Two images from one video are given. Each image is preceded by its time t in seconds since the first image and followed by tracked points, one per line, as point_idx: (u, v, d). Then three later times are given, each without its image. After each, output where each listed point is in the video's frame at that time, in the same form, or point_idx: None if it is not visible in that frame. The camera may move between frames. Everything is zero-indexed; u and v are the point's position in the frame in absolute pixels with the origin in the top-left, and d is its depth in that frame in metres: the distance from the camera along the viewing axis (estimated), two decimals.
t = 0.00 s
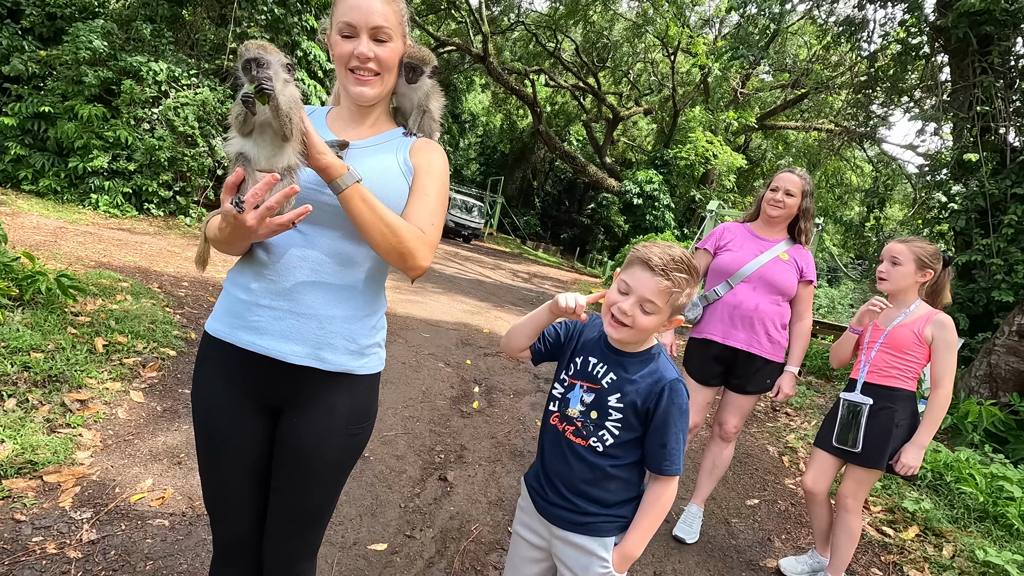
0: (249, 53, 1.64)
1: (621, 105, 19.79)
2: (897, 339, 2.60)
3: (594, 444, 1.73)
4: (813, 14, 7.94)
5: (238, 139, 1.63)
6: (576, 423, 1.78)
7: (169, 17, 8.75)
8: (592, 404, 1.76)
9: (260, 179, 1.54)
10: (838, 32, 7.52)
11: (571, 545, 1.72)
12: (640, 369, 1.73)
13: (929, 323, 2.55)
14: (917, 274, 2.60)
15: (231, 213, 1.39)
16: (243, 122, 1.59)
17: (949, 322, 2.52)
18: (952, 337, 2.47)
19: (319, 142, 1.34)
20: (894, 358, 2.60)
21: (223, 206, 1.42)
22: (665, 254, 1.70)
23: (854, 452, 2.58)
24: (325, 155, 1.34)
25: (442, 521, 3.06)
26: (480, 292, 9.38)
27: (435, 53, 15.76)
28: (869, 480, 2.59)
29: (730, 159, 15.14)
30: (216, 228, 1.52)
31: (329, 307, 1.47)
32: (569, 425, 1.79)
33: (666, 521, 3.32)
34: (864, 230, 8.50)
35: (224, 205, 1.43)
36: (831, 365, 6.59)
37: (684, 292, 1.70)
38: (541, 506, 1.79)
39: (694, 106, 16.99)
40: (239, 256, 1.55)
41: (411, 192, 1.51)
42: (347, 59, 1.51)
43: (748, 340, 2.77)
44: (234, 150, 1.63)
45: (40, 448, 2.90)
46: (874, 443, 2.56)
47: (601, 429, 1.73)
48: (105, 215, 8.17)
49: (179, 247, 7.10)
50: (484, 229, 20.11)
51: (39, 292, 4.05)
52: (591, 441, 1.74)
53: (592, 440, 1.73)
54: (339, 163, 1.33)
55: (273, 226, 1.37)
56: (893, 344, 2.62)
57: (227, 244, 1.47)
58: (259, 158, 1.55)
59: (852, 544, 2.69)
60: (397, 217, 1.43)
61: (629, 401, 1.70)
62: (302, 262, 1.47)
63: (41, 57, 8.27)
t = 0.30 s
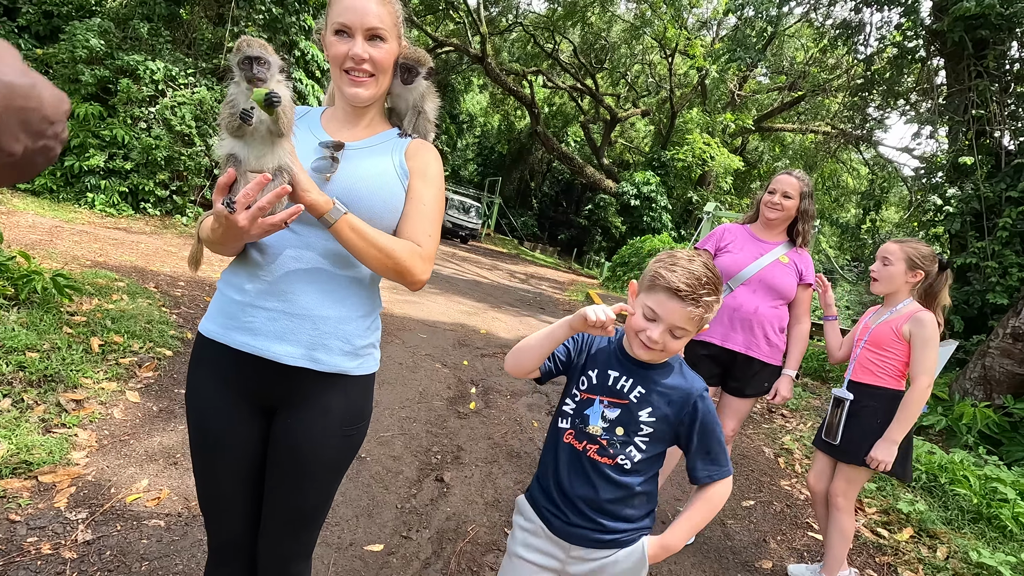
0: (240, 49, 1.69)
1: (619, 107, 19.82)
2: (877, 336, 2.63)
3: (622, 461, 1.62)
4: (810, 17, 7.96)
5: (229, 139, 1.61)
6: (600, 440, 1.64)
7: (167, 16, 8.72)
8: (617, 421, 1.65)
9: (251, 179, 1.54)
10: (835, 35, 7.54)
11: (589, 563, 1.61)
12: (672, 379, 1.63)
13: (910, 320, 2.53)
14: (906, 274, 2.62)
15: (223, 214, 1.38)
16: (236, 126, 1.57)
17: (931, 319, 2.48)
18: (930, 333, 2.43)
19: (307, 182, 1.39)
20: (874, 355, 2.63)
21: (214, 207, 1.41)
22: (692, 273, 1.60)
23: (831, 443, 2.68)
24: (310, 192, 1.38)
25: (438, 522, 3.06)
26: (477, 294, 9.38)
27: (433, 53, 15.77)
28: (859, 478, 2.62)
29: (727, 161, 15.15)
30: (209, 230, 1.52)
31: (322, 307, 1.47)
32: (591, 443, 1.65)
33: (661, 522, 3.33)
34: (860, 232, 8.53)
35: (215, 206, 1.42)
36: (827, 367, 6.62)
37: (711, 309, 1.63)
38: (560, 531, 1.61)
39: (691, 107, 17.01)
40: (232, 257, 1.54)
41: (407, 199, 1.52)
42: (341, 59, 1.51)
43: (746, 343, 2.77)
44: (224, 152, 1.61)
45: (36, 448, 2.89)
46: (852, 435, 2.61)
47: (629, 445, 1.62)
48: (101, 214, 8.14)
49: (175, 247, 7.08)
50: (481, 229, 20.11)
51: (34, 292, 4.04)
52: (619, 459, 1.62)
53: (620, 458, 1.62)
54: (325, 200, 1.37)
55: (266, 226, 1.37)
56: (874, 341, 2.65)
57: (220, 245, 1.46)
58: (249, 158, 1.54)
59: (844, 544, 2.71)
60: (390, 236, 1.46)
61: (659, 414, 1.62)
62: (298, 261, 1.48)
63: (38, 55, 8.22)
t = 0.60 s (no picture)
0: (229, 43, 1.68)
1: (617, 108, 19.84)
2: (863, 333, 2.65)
3: (637, 484, 1.54)
4: (808, 19, 7.98)
5: (220, 136, 1.62)
6: (612, 466, 1.55)
7: (165, 14, 8.69)
8: (625, 440, 1.56)
9: (243, 175, 1.55)
10: (833, 37, 7.55)
11: None
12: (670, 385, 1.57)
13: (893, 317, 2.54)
14: (889, 270, 2.69)
15: (214, 210, 1.38)
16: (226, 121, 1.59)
17: (913, 316, 2.48)
18: (908, 329, 2.44)
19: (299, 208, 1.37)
20: (861, 351, 2.64)
21: (206, 204, 1.40)
22: (657, 277, 1.49)
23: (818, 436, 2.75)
24: (297, 211, 1.36)
25: (435, 522, 3.05)
26: (475, 294, 9.37)
27: (432, 54, 15.76)
28: (853, 477, 2.62)
29: (725, 163, 15.18)
30: (200, 227, 1.51)
31: (314, 306, 1.47)
32: (601, 470, 1.55)
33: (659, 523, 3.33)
34: (857, 234, 8.55)
35: (207, 202, 1.41)
36: (824, 369, 6.63)
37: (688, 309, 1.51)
38: (576, 567, 1.51)
39: (689, 109, 17.03)
40: (224, 255, 1.54)
41: (402, 202, 1.51)
42: (336, 56, 1.50)
43: (746, 347, 2.76)
44: (216, 147, 1.62)
45: (31, 447, 2.87)
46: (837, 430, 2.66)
47: (642, 464, 1.55)
48: (98, 213, 8.11)
49: (172, 246, 7.05)
50: (479, 230, 20.10)
51: (30, 290, 4.01)
52: (634, 481, 1.54)
53: (636, 481, 1.54)
54: (315, 225, 1.36)
55: (258, 223, 1.36)
56: (861, 338, 2.65)
57: (211, 242, 1.46)
58: (241, 153, 1.56)
59: (840, 543, 2.70)
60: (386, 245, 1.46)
61: (668, 426, 1.56)
62: (289, 259, 1.48)
63: (34, 53, 8.19)
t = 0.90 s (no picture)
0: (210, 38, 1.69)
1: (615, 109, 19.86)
2: (856, 334, 2.64)
3: (643, 536, 1.42)
4: (805, 21, 7.99)
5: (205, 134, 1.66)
6: (613, 520, 1.42)
7: (162, 13, 8.65)
8: (626, 487, 1.43)
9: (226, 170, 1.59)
10: (830, 39, 7.57)
11: None
12: (667, 414, 1.42)
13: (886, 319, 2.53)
14: (886, 272, 2.67)
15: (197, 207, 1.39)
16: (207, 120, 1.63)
17: (907, 318, 2.47)
18: (901, 332, 2.43)
19: (299, 229, 1.33)
20: (853, 352, 2.64)
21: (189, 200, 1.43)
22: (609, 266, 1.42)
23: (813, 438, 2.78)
24: (299, 240, 1.33)
25: (433, 524, 3.05)
26: (472, 294, 9.36)
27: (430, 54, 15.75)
28: (849, 479, 2.62)
29: (723, 164, 15.20)
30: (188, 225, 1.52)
31: (304, 308, 1.47)
32: (602, 529, 1.42)
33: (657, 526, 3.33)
34: (855, 235, 8.56)
35: (189, 199, 1.44)
36: (821, 370, 6.64)
37: (645, 299, 1.40)
38: None
39: (687, 110, 17.06)
40: (217, 253, 1.55)
41: (397, 204, 1.51)
42: (329, 54, 1.50)
43: (751, 361, 2.72)
44: (201, 143, 1.66)
45: (26, 448, 2.86)
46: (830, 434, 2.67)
47: (648, 512, 1.43)
48: (94, 212, 8.08)
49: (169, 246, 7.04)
50: (477, 230, 20.08)
51: (26, 290, 3.99)
52: (641, 534, 1.42)
53: (644, 532, 1.42)
54: (316, 246, 1.34)
55: (240, 220, 1.37)
56: (854, 339, 2.65)
57: (199, 240, 1.47)
58: (226, 150, 1.59)
59: (837, 546, 2.69)
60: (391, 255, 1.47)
61: (672, 464, 1.42)
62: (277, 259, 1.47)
63: (31, 51, 8.16)
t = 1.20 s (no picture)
0: (217, 62, 1.72)
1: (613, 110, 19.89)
2: (858, 338, 2.67)
3: None
4: (804, 23, 8.00)
5: (204, 146, 1.72)
6: None
7: (161, 13, 8.62)
8: (649, 551, 1.30)
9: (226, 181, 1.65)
10: (828, 42, 7.59)
11: None
12: (712, 476, 1.26)
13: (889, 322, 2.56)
14: (892, 279, 2.64)
15: (196, 215, 1.41)
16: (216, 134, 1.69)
17: (909, 320, 2.51)
18: (908, 333, 2.47)
19: (322, 152, 1.32)
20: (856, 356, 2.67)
21: (188, 209, 1.44)
22: (668, 282, 1.32)
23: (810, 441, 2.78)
24: (323, 165, 1.31)
25: (431, 525, 3.05)
26: (471, 295, 9.37)
27: (429, 54, 15.75)
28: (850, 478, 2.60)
29: (721, 165, 15.23)
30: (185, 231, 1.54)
31: (300, 310, 1.47)
32: None
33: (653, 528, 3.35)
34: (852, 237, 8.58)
35: (189, 208, 1.46)
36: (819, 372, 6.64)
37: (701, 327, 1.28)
38: None
39: (685, 111, 17.09)
40: (212, 258, 1.55)
41: (392, 198, 1.49)
42: (326, 56, 1.50)
43: (755, 372, 2.70)
44: (198, 153, 1.72)
45: (23, 449, 2.85)
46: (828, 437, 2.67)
47: None
48: (92, 212, 8.07)
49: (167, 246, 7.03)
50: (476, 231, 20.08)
51: (24, 291, 3.98)
52: None
53: None
54: (335, 176, 1.31)
55: (239, 231, 1.38)
56: (856, 343, 2.68)
57: (196, 246, 1.48)
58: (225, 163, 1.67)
59: (837, 548, 2.63)
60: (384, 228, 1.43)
61: (708, 536, 1.25)
62: (273, 261, 1.47)
63: (29, 50, 8.14)
